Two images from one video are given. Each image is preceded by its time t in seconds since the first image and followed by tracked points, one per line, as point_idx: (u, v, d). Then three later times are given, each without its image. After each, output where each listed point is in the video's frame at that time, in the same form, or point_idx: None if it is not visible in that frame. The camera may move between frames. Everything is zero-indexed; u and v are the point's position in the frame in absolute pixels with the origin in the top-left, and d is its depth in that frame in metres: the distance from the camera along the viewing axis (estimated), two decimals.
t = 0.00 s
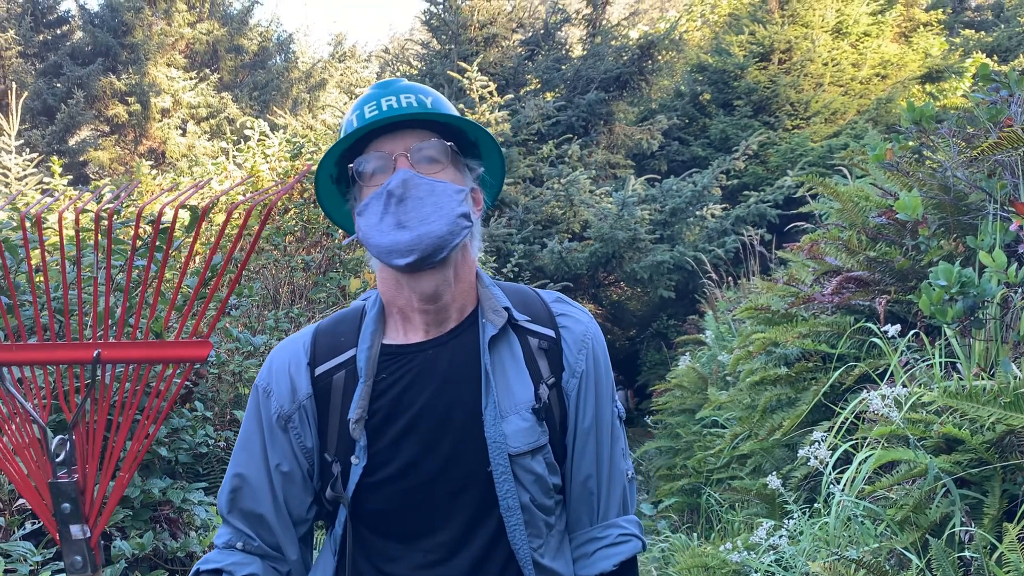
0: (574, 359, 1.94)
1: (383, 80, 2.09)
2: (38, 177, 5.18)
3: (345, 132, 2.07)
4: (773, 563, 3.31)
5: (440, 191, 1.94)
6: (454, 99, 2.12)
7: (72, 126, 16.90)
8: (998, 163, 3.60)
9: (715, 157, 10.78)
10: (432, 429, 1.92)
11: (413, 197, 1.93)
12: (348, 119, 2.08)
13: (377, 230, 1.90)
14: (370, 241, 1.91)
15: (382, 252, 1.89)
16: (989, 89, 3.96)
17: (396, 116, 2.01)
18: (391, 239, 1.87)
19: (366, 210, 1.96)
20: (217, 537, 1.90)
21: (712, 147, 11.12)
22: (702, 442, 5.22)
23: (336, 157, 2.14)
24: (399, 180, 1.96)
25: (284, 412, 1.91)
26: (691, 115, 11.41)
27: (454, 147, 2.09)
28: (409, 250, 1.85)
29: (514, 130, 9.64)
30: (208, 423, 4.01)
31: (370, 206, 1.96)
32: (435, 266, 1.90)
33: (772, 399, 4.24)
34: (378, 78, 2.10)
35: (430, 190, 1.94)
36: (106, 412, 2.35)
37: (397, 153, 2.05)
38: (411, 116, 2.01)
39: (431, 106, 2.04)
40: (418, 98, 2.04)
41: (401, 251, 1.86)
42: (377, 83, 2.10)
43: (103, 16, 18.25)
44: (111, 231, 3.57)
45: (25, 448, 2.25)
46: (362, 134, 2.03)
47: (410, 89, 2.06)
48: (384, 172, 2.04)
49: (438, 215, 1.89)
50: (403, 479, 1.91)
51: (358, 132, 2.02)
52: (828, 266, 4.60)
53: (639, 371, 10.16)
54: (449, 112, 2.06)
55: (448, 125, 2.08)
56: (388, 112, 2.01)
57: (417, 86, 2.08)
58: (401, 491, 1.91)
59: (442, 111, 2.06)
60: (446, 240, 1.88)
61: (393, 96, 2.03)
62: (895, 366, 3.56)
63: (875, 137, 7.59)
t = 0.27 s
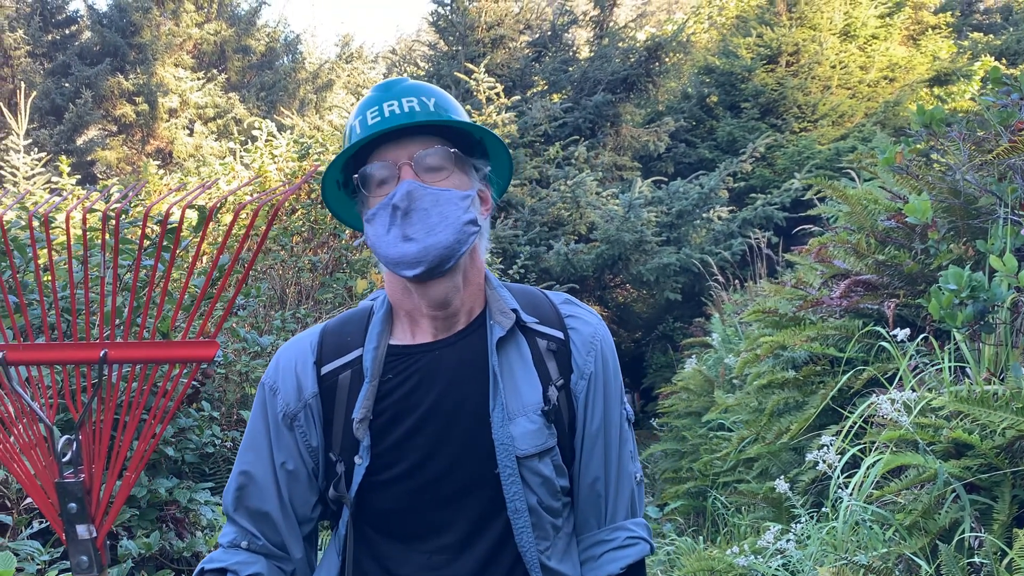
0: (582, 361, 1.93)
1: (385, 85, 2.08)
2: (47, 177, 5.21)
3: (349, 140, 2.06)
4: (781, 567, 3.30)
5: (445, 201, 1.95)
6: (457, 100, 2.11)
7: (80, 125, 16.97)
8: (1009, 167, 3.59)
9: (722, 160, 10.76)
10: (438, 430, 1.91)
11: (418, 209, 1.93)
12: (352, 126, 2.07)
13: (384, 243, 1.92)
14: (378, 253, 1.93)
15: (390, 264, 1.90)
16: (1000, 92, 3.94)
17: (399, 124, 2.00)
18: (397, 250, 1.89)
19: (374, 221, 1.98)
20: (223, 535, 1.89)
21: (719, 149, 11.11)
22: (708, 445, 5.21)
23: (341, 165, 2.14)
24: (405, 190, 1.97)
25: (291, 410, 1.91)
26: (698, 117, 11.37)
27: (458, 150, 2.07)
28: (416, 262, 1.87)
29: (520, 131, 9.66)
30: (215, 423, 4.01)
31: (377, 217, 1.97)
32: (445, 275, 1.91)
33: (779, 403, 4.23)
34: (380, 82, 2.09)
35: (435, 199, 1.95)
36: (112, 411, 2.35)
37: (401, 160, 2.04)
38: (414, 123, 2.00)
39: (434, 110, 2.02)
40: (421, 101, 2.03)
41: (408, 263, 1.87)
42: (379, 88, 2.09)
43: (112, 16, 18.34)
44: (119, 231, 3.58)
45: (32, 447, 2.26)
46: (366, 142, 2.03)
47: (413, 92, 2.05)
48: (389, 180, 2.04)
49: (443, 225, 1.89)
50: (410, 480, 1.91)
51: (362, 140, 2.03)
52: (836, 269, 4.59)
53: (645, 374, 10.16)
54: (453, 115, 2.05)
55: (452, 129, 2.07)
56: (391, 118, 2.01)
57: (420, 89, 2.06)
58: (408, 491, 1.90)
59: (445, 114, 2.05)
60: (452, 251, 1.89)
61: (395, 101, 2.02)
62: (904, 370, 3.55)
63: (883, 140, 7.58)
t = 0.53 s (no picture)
0: (594, 363, 1.93)
1: (394, 84, 2.06)
2: (54, 175, 5.22)
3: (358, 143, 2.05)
4: (789, 569, 3.28)
5: (451, 207, 1.94)
6: (468, 97, 2.07)
7: (88, 124, 17.03)
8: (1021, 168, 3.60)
9: (729, 160, 10.73)
10: (449, 429, 1.91)
11: (424, 216, 1.93)
12: (361, 129, 2.06)
13: (392, 250, 1.93)
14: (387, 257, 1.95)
15: (399, 270, 1.93)
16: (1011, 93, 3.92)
17: (405, 128, 1.98)
18: (404, 257, 1.91)
19: (383, 225, 1.99)
20: (234, 531, 1.89)
21: (726, 150, 11.08)
22: (715, 446, 5.20)
23: (352, 166, 2.14)
24: (412, 196, 1.97)
25: (301, 407, 1.91)
26: (705, 118, 11.34)
27: (468, 150, 2.05)
28: (423, 268, 1.88)
29: (527, 131, 9.66)
30: (223, 422, 4.01)
31: (385, 222, 1.98)
32: (454, 279, 1.93)
33: (788, 404, 4.21)
34: (389, 82, 2.07)
35: (442, 204, 1.95)
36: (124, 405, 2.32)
37: (409, 163, 2.03)
38: (422, 126, 1.98)
39: (441, 112, 1.99)
40: (429, 101, 2.00)
41: (414, 270, 1.89)
42: (388, 87, 2.06)
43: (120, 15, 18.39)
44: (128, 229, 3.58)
45: (45, 444, 2.27)
46: (374, 145, 2.01)
47: (421, 92, 2.02)
48: (398, 183, 2.03)
49: (449, 232, 1.90)
50: (420, 479, 1.91)
51: (370, 143, 2.02)
52: (845, 270, 4.57)
53: (651, 375, 10.14)
54: (463, 115, 2.02)
55: (463, 130, 2.04)
56: (398, 121, 1.99)
57: (428, 88, 2.03)
58: (418, 491, 1.90)
59: (455, 113, 2.02)
60: (457, 257, 1.90)
61: (403, 103, 2.00)
62: (914, 372, 3.53)
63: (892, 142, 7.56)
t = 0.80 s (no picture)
0: (602, 366, 1.92)
1: (405, 83, 2.06)
2: (61, 175, 5.23)
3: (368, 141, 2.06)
4: (795, 571, 3.27)
5: (459, 207, 1.95)
6: (479, 96, 2.07)
7: (94, 124, 17.07)
8: None
9: (735, 161, 10.72)
10: (454, 430, 1.91)
11: (432, 216, 1.93)
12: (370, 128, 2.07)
13: (400, 249, 1.94)
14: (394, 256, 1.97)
15: (405, 269, 1.94)
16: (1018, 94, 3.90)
17: (414, 128, 1.98)
18: (411, 257, 1.92)
19: (390, 224, 2.00)
20: (239, 528, 1.89)
21: (732, 151, 11.07)
22: (721, 447, 5.19)
23: (361, 165, 2.15)
24: (420, 195, 1.97)
25: (307, 406, 1.91)
26: (711, 119, 11.28)
27: (477, 151, 2.04)
28: (430, 269, 1.89)
29: (533, 132, 9.67)
30: (229, 421, 4.02)
31: (393, 221, 1.99)
32: (460, 280, 1.93)
33: (793, 406, 4.20)
34: (400, 81, 2.07)
35: (450, 205, 1.95)
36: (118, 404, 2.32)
37: (418, 162, 2.03)
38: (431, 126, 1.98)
39: (451, 111, 1.99)
40: (439, 101, 2.00)
41: (420, 270, 1.90)
42: (399, 86, 2.07)
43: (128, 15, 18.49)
44: (136, 229, 3.60)
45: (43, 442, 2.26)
46: (383, 144, 2.02)
47: (431, 91, 2.02)
48: (406, 183, 2.03)
49: (455, 233, 1.91)
50: (425, 481, 1.91)
51: (380, 141, 2.02)
52: (851, 271, 4.57)
53: (656, 376, 10.13)
54: (472, 116, 2.02)
55: (473, 130, 2.04)
56: (407, 121, 1.99)
57: (439, 87, 2.03)
58: (423, 492, 1.90)
59: (465, 113, 2.02)
60: (464, 258, 1.91)
61: (413, 102, 2.00)
62: (921, 374, 3.52)
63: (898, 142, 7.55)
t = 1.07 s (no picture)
0: (602, 371, 1.92)
1: (405, 86, 2.07)
2: (68, 177, 5.25)
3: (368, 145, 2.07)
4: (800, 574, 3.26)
5: (459, 212, 1.95)
6: (480, 99, 2.07)
7: (100, 127, 17.15)
8: None
9: (741, 163, 10.70)
10: (455, 435, 1.92)
11: (431, 220, 1.95)
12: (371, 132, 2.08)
13: (399, 253, 1.96)
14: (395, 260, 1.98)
15: (405, 273, 1.95)
16: None
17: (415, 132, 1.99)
18: (411, 261, 1.93)
19: (391, 227, 2.01)
20: (242, 531, 1.91)
21: (738, 153, 11.05)
22: (726, 450, 5.17)
23: (363, 167, 2.16)
24: (420, 199, 1.98)
25: (308, 410, 1.92)
26: (716, 121, 11.31)
27: (478, 155, 2.05)
28: (429, 274, 1.90)
29: (538, 134, 9.67)
30: (234, 423, 4.03)
31: (394, 225, 2.01)
32: (459, 285, 1.94)
33: (799, 408, 4.19)
34: (401, 83, 2.08)
35: (449, 209, 1.96)
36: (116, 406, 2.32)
37: (418, 166, 2.04)
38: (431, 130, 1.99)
39: (451, 115, 2.00)
40: (439, 104, 2.00)
41: (420, 275, 1.91)
42: (400, 89, 2.07)
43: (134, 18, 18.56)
44: (142, 232, 3.61)
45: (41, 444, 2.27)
46: (384, 148, 2.03)
47: (431, 94, 2.02)
48: (407, 186, 2.04)
49: (455, 237, 1.91)
50: (426, 485, 1.91)
51: (380, 144, 2.03)
52: (856, 274, 4.55)
53: (661, 378, 10.11)
54: (473, 119, 2.02)
55: (474, 134, 2.04)
56: (407, 124, 2.00)
57: (439, 90, 2.04)
58: (424, 496, 1.91)
59: (466, 116, 2.02)
60: (463, 262, 1.91)
61: (413, 105, 2.01)
62: (927, 377, 3.51)
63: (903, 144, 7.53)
